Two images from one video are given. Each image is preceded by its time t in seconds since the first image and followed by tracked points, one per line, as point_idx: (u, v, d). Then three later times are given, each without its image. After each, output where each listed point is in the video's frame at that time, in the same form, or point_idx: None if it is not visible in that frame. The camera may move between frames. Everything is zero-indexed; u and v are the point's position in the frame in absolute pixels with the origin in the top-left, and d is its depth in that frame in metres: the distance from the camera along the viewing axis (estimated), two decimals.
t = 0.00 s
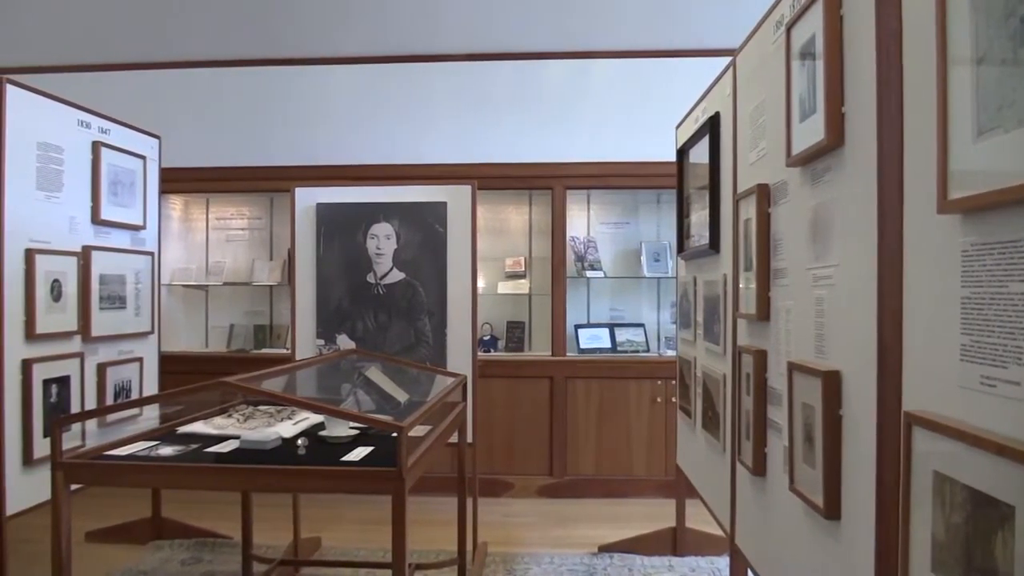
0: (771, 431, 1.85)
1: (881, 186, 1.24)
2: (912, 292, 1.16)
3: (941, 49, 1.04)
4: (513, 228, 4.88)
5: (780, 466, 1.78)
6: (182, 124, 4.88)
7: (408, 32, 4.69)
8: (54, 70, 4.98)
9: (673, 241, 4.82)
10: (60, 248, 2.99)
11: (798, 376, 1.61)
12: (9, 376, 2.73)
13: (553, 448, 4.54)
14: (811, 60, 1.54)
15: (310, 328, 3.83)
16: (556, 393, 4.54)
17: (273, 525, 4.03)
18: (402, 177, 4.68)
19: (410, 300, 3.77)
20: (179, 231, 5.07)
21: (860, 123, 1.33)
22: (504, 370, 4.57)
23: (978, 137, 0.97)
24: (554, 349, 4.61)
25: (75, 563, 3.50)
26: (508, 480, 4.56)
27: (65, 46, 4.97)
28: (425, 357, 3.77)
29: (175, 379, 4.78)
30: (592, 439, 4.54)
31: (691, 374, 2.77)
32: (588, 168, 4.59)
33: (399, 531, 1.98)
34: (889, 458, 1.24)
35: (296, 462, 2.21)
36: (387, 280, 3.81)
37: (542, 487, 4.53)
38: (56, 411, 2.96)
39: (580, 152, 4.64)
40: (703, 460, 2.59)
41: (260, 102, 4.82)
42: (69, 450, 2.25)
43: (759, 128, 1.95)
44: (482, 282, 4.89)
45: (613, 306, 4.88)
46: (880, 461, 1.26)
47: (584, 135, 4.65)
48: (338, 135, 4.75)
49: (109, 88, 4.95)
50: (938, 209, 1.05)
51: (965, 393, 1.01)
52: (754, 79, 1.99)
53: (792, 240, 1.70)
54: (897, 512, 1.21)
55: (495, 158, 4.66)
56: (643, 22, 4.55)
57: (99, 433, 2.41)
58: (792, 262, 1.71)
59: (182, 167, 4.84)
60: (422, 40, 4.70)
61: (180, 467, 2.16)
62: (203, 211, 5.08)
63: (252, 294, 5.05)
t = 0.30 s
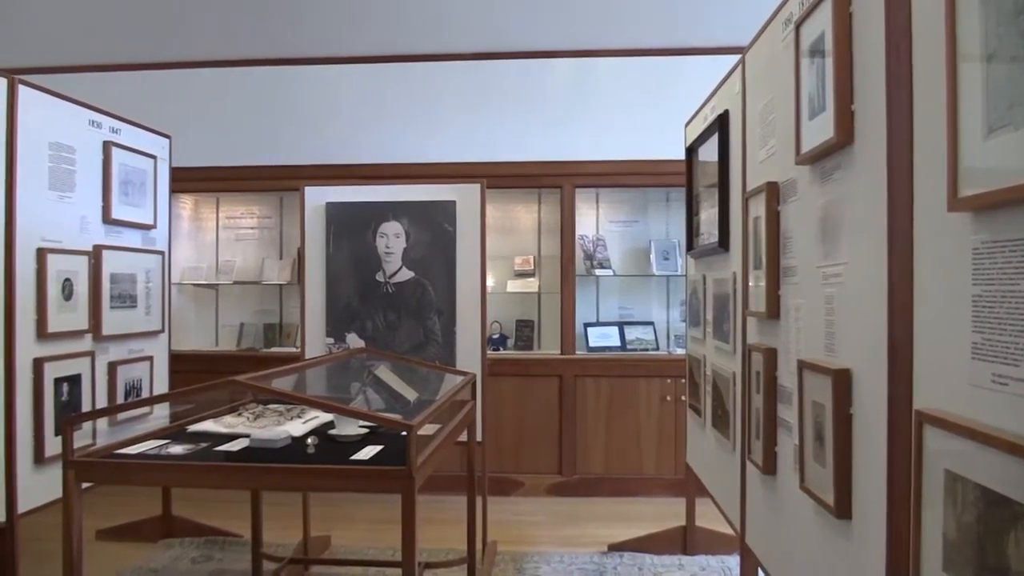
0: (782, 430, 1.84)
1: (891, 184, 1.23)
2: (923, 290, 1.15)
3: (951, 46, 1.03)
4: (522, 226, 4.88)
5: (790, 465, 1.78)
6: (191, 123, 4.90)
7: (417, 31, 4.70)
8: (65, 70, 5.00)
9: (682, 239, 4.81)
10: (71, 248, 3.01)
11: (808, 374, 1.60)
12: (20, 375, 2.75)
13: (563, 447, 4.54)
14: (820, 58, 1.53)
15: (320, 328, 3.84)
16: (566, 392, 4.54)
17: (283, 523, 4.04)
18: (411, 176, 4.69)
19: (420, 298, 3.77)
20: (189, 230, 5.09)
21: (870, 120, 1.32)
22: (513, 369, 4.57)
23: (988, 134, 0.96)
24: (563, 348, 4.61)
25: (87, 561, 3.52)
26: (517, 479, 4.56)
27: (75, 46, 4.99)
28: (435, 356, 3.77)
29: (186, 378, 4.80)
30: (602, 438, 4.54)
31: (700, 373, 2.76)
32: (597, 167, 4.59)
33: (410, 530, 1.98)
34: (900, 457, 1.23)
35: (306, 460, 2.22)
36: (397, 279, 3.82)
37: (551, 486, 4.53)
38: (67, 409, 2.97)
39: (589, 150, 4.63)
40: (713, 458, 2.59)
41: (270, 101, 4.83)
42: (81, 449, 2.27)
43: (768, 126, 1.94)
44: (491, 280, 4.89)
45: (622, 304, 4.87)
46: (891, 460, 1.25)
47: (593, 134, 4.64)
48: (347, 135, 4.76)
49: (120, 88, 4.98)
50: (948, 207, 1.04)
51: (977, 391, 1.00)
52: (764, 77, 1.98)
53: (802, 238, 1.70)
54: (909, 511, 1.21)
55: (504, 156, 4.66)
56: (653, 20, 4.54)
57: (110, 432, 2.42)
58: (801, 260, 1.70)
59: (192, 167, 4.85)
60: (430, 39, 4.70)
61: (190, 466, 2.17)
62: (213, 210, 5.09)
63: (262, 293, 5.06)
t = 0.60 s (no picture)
0: (792, 433, 1.84)
1: (901, 186, 1.23)
2: (933, 293, 1.15)
3: (960, 48, 1.03)
4: (531, 229, 4.88)
5: (800, 469, 1.77)
6: (202, 128, 4.92)
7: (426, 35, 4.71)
8: (76, 76, 5.04)
9: (692, 242, 4.81)
10: (82, 252, 3.03)
11: (819, 378, 1.59)
12: (32, 378, 2.76)
13: (572, 450, 4.54)
14: (829, 60, 1.53)
15: (329, 331, 3.84)
16: (575, 396, 4.53)
17: (293, 527, 4.05)
18: (421, 180, 4.70)
19: (429, 302, 3.77)
20: (200, 234, 5.11)
21: (880, 122, 1.32)
22: (523, 372, 4.57)
23: (998, 136, 0.96)
24: (572, 351, 4.61)
25: (98, 564, 3.54)
26: (527, 482, 4.56)
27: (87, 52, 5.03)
28: (444, 359, 3.77)
29: (196, 382, 4.82)
30: (612, 442, 4.53)
31: (711, 376, 2.76)
32: (607, 170, 4.59)
33: (419, 534, 1.98)
34: (911, 460, 1.23)
35: (316, 464, 2.23)
36: (407, 282, 3.83)
37: (560, 489, 4.53)
38: (78, 413, 2.99)
39: (599, 153, 4.63)
40: (724, 462, 2.58)
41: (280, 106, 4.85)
42: (92, 452, 2.28)
43: (778, 128, 1.94)
44: (501, 284, 4.90)
45: (632, 307, 4.86)
46: (903, 463, 1.25)
47: (603, 137, 4.64)
48: (357, 139, 4.77)
49: (132, 93, 5.01)
50: (958, 210, 1.04)
51: (988, 395, 1.00)
52: (773, 79, 1.98)
53: (812, 240, 1.69)
54: (920, 515, 1.20)
55: (513, 160, 4.67)
56: (663, 22, 4.54)
57: (120, 436, 2.43)
58: (811, 262, 1.70)
59: (202, 171, 4.88)
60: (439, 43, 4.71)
61: (200, 469, 2.18)
62: (224, 214, 5.12)
63: (272, 297, 5.08)
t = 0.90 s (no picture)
0: (800, 440, 1.83)
1: (909, 192, 1.23)
2: (942, 299, 1.14)
3: (968, 53, 1.03)
4: (538, 236, 4.88)
5: (809, 475, 1.76)
6: (210, 135, 4.94)
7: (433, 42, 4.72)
8: (86, 84, 5.07)
9: (699, 249, 4.80)
10: (91, 259, 3.04)
11: (827, 384, 1.59)
12: (41, 384, 2.78)
13: (579, 457, 4.53)
14: (837, 66, 1.53)
15: (337, 338, 3.85)
16: (583, 403, 4.53)
17: (300, 533, 4.05)
18: (428, 187, 4.71)
19: (437, 309, 3.77)
20: (208, 241, 5.13)
21: (887, 129, 1.32)
22: (530, 379, 4.57)
23: (1006, 142, 0.96)
24: (579, 358, 4.61)
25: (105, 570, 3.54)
26: (534, 489, 4.55)
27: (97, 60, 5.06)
28: (451, 365, 3.77)
29: (204, 389, 4.83)
30: (619, 448, 4.52)
31: (718, 383, 2.75)
32: (614, 177, 4.59)
33: (426, 541, 1.98)
34: (920, 467, 1.22)
35: (323, 471, 2.23)
36: (414, 289, 3.84)
37: (567, 496, 4.52)
38: (86, 419, 2.99)
39: (606, 160, 4.63)
40: (731, 469, 2.57)
41: (288, 114, 4.86)
42: (100, 459, 2.29)
43: (785, 134, 1.94)
44: (508, 290, 4.90)
45: (639, 314, 4.85)
46: (912, 470, 1.24)
47: (610, 144, 4.64)
48: (365, 146, 4.79)
49: (141, 101, 5.04)
50: (966, 215, 1.03)
51: (998, 402, 0.99)
52: (780, 86, 1.98)
53: (820, 247, 1.69)
54: (930, 522, 1.20)
55: (520, 166, 4.67)
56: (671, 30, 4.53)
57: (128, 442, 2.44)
58: (819, 268, 1.70)
59: (210, 179, 4.90)
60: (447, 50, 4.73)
61: (208, 476, 2.18)
62: (231, 221, 5.13)
63: (280, 303, 5.09)
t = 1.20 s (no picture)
0: (805, 447, 1.83)
1: (914, 200, 1.22)
2: (949, 306, 1.14)
3: (974, 59, 1.02)
4: (542, 243, 4.88)
5: (813, 483, 1.76)
6: (215, 143, 4.96)
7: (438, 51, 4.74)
8: (93, 92, 5.09)
9: (703, 256, 4.79)
10: (96, 266, 3.04)
11: (832, 392, 1.58)
12: (46, 391, 2.78)
13: (583, 464, 4.52)
14: (841, 73, 1.53)
15: (340, 345, 3.85)
16: (586, 410, 4.52)
17: (304, 541, 4.04)
18: (432, 194, 4.71)
19: (440, 316, 3.77)
20: (212, 249, 5.14)
21: (892, 135, 1.31)
22: (534, 386, 4.56)
23: (1013, 148, 0.95)
24: (583, 365, 4.60)
25: None
26: (538, 497, 4.54)
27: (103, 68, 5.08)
28: (455, 373, 3.76)
29: (208, 396, 4.83)
30: (623, 456, 4.51)
31: (722, 391, 2.74)
32: (617, 184, 4.59)
33: (430, 549, 1.98)
34: (927, 475, 1.21)
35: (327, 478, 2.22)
36: (417, 296, 3.83)
37: (571, 504, 4.51)
38: (91, 427, 2.99)
39: (610, 167, 4.64)
40: (736, 478, 2.56)
41: (292, 122, 4.88)
42: (105, 466, 2.29)
43: (789, 142, 1.94)
44: (511, 298, 4.89)
45: (643, 321, 4.85)
46: (918, 478, 1.23)
47: (613, 151, 4.65)
48: (369, 154, 4.79)
49: (147, 109, 5.05)
50: (972, 222, 1.03)
51: (1006, 409, 0.99)
52: (784, 93, 1.98)
53: (824, 254, 1.69)
54: (937, 531, 1.19)
55: (523, 174, 4.68)
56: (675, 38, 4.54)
57: (132, 449, 2.44)
58: (824, 275, 1.69)
59: (215, 186, 4.91)
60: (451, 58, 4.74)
61: (211, 483, 2.18)
62: (236, 228, 5.14)
63: (284, 311, 5.09)
